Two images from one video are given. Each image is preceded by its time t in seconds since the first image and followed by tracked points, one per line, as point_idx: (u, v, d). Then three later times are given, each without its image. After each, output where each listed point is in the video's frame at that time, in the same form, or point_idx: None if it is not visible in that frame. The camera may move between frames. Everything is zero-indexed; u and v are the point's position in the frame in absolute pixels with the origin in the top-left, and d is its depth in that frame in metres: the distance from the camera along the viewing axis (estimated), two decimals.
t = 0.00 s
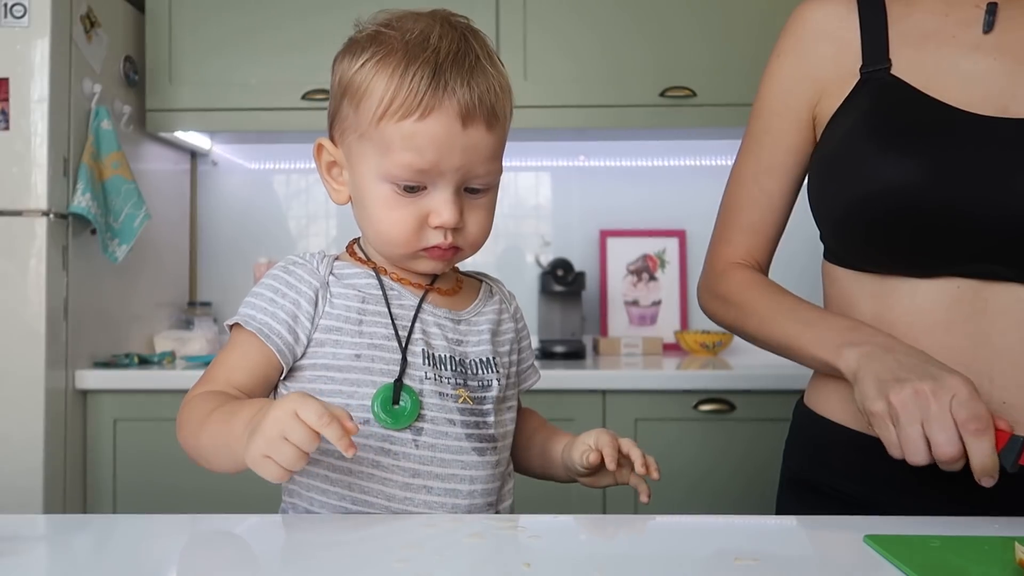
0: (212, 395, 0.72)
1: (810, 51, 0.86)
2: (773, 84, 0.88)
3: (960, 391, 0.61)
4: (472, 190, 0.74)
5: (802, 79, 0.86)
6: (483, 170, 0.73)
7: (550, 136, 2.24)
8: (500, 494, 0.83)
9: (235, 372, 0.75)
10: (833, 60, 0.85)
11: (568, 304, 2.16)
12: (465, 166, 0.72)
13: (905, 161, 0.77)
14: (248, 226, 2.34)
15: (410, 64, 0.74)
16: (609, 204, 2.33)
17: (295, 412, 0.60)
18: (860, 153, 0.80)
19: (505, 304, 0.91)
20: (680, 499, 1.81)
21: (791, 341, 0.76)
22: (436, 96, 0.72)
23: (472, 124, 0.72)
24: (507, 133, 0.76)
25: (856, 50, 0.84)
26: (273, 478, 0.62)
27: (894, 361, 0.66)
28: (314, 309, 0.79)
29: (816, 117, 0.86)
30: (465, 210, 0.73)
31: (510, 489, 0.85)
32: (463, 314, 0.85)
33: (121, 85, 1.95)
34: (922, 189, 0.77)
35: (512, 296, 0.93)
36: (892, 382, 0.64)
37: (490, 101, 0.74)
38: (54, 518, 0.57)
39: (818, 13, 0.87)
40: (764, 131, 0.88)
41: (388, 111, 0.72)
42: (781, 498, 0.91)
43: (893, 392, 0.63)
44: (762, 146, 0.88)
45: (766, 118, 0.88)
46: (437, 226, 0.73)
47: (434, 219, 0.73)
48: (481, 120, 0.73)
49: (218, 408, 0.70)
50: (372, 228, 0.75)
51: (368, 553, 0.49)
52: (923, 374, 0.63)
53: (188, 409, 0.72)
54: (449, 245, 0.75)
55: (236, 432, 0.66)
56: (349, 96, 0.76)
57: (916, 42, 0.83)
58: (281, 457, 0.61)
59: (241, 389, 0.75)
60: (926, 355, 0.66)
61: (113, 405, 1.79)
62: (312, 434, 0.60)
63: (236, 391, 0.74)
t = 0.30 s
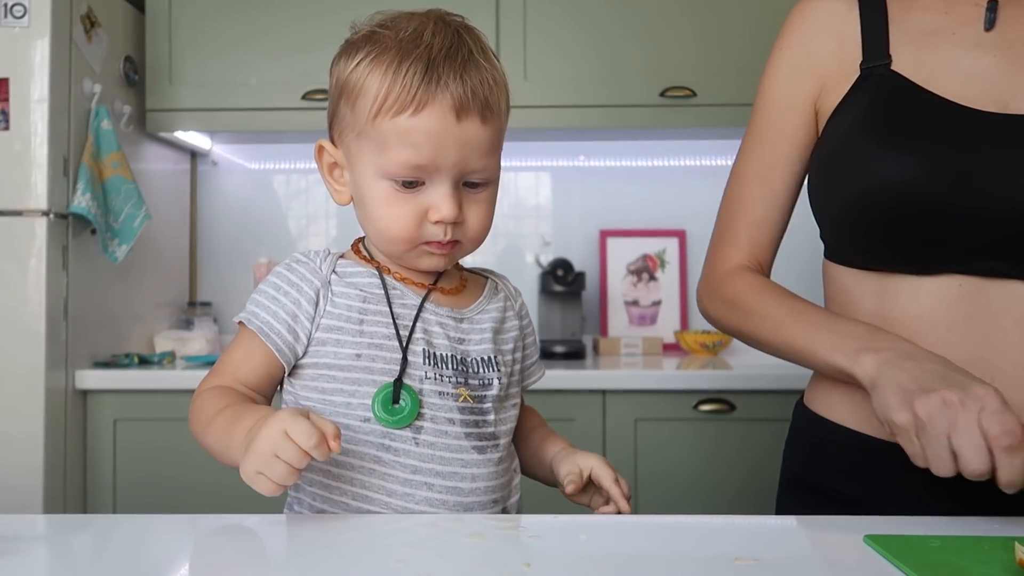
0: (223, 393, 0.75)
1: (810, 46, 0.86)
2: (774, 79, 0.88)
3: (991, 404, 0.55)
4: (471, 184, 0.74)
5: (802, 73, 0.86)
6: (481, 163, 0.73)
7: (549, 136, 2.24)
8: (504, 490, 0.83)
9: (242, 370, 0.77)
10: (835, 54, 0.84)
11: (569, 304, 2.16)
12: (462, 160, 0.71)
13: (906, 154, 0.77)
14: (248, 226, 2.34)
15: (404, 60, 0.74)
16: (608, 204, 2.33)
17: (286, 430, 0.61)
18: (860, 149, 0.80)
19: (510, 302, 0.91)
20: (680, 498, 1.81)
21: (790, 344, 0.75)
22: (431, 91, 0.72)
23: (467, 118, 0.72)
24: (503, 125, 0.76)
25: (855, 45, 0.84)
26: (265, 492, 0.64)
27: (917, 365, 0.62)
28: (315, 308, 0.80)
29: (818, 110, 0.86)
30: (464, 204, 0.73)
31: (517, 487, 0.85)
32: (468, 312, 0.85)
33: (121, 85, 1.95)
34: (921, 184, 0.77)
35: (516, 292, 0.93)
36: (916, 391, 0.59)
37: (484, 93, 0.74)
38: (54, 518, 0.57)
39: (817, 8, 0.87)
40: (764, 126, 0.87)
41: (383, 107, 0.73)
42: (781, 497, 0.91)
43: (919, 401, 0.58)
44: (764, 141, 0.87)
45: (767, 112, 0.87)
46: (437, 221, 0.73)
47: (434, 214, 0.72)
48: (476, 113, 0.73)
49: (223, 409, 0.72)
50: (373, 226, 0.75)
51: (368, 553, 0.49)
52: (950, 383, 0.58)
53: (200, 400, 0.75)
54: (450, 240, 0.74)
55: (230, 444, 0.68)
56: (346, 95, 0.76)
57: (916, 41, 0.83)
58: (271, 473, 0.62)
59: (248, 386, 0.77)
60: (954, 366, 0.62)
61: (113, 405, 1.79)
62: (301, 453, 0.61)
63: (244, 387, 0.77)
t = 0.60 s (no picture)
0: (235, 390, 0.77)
1: (811, 43, 0.85)
2: (774, 76, 0.87)
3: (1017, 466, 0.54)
4: (471, 180, 0.73)
5: (803, 70, 0.85)
6: (479, 158, 0.73)
7: (549, 136, 2.24)
8: (503, 485, 0.81)
9: (252, 366, 0.79)
10: (837, 52, 0.84)
11: (569, 304, 2.16)
12: (460, 155, 0.71)
13: (906, 152, 0.77)
14: (248, 226, 2.34)
15: (400, 59, 0.74)
16: (608, 204, 2.33)
17: (297, 425, 0.62)
18: (861, 147, 0.80)
19: (513, 298, 0.90)
20: (679, 499, 1.81)
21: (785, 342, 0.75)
22: (427, 88, 0.72)
23: (464, 114, 0.72)
24: (501, 121, 0.76)
25: (857, 43, 0.84)
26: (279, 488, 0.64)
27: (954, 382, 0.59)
28: (318, 307, 0.81)
29: (819, 108, 0.86)
30: (464, 200, 0.73)
31: (516, 482, 0.84)
32: (468, 309, 0.84)
33: (121, 85, 1.95)
34: (921, 181, 0.77)
35: (521, 286, 0.93)
36: (952, 415, 0.57)
37: (480, 89, 0.74)
38: (54, 518, 0.57)
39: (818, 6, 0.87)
40: (766, 123, 0.87)
41: (381, 106, 0.73)
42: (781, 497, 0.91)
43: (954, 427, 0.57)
44: (764, 138, 0.87)
45: (768, 109, 0.87)
46: (436, 217, 0.72)
47: (434, 210, 0.72)
48: (473, 108, 0.73)
49: (235, 405, 0.74)
50: (375, 224, 0.75)
51: (369, 552, 0.49)
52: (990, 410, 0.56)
53: (215, 396, 0.77)
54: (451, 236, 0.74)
55: (240, 439, 0.70)
56: (345, 96, 0.76)
57: (917, 40, 0.83)
58: (285, 467, 0.63)
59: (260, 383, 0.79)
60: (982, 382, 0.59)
61: (113, 405, 1.79)
62: (314, 446, 0.62)
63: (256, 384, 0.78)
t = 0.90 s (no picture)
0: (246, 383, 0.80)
1: (815, 44, 0.85)
2: (777, 77, 0.87)
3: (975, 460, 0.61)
4: (470, 186, 0.73)
5: (807, 71, 0.85)
6: (478, 166, 0.72)
7: (549, 136, 2.24)
8: (493, 483, 0.82)
9: (263, 359, 0.82)
10: (839, 54, 0.84)
11: (568, 303, 2.16)
12: (457, 163, 0.71)
13: (904, 156, 0.77)
14: (248, 226, 2.34)
15: (402, 66, 0.74)
16: (608, 204, 2.33)
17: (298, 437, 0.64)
18: (862, 149, 0.80)
19: (517, 298, 0.89)
20: (679, 498, 1.81)
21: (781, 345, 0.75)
22: (426, 96, 0.72)
23: (462, 121, 0.71)
24: (502, 126, 0.75)
25: (861, 44, 0.84)
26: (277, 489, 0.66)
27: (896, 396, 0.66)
28: (320, 303, 0.82)
29: (823, 108, 0.86)
30: (463, 206, 0.73)
31: (509, 480, 0.84)
32: (470, 310, 0.84)
33: (121, 85, 1.95)
34: (920, 185, 0.77)
35: (528, 286, 0.92)
36: (952, 460, 0.63)
37: (480, 96, 0.73)
38: (55, 518, 0.57)
39: (820, 7, 0.86)
40: (766, 124, 0.87)
41: (381, 113, 0.72)
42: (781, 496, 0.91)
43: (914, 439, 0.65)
44: (768, 139, 0.86)
45: (768, 110, 0.87)
46: (435, 222, 0.72)
47: (433, 215, 0.72)
48: (471, 116, 0.72)
49: (244, 397, 0.77)
50: (377, 227, 0.76)
51: (370, 552, 0.49)
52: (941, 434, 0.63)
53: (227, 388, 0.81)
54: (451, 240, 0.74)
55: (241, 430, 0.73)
56: (350, 100, 0.77)
57: (917, 43, 0.83)
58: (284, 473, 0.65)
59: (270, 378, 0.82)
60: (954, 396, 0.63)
61: (113, 405, 1.79)
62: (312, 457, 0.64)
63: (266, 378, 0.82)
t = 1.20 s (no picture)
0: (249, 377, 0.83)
1: (807, 53, 0.86)
2: (770, 84, 0.88)
3: (927, 426, 0.62)
4: (464, 195, 0.73)
5: (798, 80, 0.86)
6: (471, 177, 0.72)
7: (549, 136, 2.24)
8: (486, 482, 0.82)
9: (266, 353, 0.84)
10: (830, 62, 0.85)
11: (568, 303, 2.16)
12: (449, 175, 0.71)
13: (896, 163, 0.77)
14: (248, 226, 2.34)
15: (396, 75, 0.74)
16: (608, 204, 2.33)
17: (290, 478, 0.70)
18: (858, 153, 0.80)
19: (517, 297, 0.88)
20: (679, 498, 1.81)
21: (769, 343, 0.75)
22: (418, 107, 0.71)
23: (454, 134, 0.71)
24: (498, 135, 0.74)
25: (853, 53, 0.84)
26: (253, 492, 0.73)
27: (842, 382, 0.67)
28: (318, 302, 0.84)
29: (812, 118, 0.87)
30: (457, 215, 0.73)
31: (504, 479, 0.85)
32: (469, 310, 0.84)
33: (121, 85, 1.95)
34: (913, 193, 0.77)
35: (530, 283, 0.91)
36: (862, 409, 0.65)
37: (474, 106, 0.73)
38: (54, 518, 0.57)
39: (816, 15, 0.87)
40: (756, 131, 0.89)
41: (374, 124, 0.72)
42: (777, 496, 0.91)
43: (859, 420, 0.66)
44: (755, 145, 0.89)
45: (761, 116, 0.88)
46: (429, 232, 0.73)
47: (426, 223, 0.72)
48: (464, 128, 0.71)
49: (245, 392, 0.80)
50: (373, 234, 0.76)
51: (370, 552, 0.49)
52: (886, 404, 0.64)
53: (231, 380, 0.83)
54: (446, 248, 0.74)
55: (235, 427, 0.76)
56: (346, 106, 0.76)
57: (913, 44, 0.83)
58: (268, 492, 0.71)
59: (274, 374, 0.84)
60: (890, 364, 0.65)
61: (113, 405, 1.79)
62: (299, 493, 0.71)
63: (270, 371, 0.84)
